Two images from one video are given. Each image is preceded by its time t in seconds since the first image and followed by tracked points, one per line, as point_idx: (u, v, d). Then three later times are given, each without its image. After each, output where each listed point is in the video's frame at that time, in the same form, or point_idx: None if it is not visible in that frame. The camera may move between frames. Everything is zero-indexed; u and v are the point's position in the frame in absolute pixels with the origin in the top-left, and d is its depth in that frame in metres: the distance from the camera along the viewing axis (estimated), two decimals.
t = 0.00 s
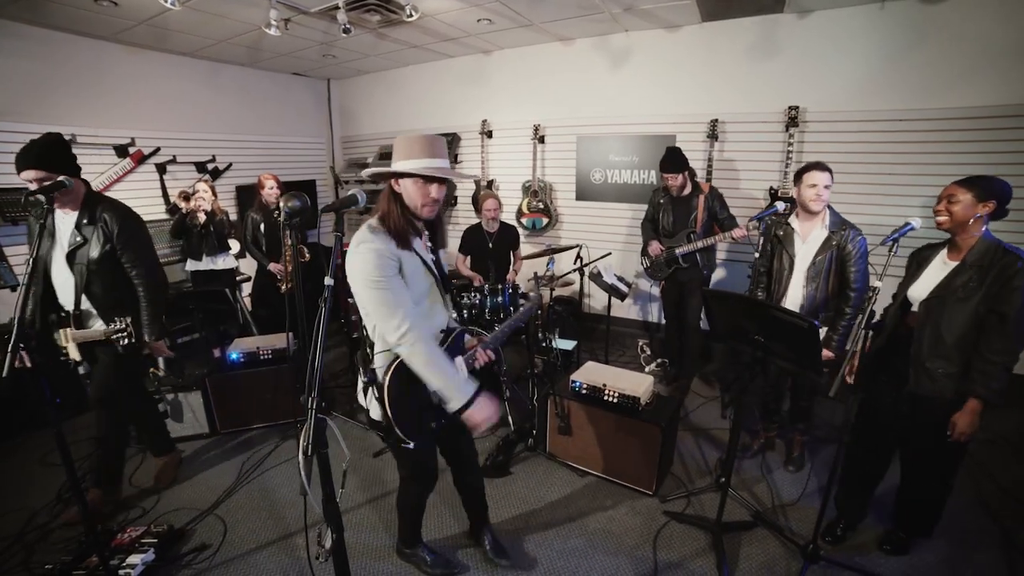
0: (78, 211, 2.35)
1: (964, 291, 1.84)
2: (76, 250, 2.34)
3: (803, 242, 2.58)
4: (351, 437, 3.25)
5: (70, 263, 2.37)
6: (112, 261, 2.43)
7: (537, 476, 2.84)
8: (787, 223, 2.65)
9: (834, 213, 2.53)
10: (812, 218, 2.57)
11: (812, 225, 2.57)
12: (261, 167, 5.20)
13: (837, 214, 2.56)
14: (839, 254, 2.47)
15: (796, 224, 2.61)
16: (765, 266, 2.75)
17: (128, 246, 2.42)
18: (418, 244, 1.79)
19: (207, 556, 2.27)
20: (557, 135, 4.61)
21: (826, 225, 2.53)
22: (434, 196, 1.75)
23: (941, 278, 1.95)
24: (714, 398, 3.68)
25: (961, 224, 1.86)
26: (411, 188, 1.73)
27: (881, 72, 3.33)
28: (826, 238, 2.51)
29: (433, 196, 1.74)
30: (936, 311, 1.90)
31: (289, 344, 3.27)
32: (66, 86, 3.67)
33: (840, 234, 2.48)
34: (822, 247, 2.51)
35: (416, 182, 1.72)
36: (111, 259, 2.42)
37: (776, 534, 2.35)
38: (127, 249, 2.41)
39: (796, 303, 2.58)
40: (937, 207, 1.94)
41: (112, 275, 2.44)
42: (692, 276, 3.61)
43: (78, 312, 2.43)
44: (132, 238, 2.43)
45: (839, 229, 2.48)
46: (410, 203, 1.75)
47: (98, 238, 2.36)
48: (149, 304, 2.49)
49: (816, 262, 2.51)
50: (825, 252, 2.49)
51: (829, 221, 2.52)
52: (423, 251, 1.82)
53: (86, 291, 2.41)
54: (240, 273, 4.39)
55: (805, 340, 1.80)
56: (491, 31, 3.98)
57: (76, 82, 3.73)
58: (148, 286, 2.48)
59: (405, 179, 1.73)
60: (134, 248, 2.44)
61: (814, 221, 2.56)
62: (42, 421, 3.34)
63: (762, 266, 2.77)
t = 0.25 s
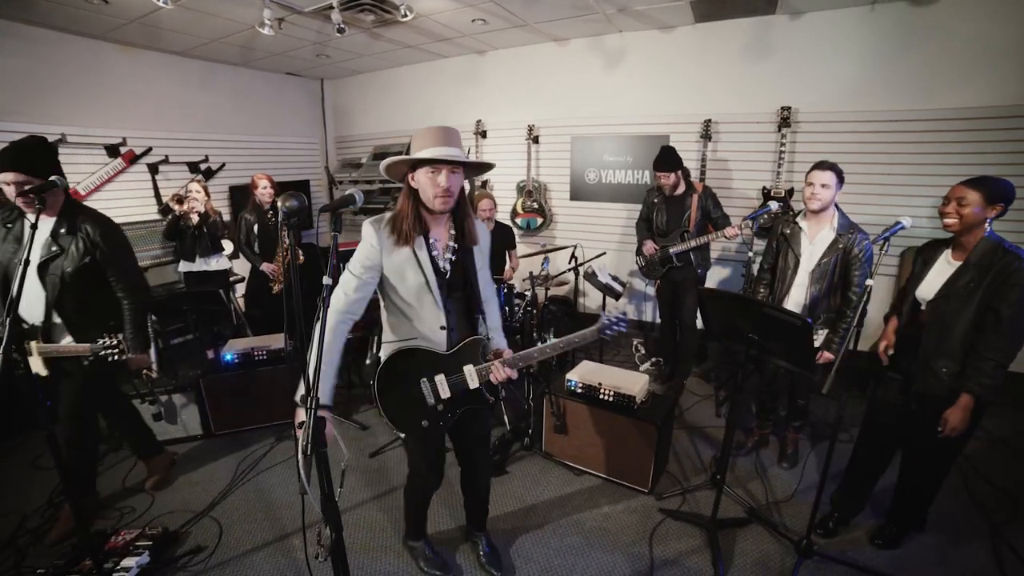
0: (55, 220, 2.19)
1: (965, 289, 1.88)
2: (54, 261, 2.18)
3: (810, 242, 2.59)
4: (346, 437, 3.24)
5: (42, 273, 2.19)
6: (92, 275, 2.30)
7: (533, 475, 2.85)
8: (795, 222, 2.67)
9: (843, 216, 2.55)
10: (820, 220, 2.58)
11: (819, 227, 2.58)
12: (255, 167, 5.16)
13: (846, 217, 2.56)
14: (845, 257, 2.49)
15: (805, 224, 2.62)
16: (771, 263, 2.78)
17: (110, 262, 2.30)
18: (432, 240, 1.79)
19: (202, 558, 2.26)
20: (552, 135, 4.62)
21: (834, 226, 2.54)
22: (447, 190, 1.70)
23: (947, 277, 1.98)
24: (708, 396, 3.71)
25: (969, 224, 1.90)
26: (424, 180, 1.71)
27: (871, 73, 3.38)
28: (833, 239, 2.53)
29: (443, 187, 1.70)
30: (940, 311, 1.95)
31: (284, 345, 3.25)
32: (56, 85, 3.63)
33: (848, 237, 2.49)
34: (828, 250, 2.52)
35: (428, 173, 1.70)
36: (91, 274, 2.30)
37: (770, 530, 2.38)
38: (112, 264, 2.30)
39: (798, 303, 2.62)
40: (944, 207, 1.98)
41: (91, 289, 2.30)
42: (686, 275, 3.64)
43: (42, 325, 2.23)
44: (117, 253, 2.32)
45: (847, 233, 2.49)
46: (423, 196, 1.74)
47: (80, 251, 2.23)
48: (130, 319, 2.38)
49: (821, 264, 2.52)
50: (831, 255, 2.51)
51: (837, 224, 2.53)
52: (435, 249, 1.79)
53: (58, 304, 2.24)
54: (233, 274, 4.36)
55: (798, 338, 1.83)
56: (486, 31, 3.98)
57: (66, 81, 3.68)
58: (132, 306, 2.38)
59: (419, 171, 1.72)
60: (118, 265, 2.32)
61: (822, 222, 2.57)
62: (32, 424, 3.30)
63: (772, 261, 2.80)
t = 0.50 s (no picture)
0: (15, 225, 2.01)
1: (959, 286, 1.94)
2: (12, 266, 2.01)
3: (811, 243, 2.61)
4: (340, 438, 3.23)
5: None
6: (58, 285, 2.13)
7: (528, 474, 2.86)
8: (798, 221, 2.69)
9: (846, 217, 2.58)
10: (823, 221, 2.60)
11: (822, 227, 2.61)
12: (247, 168, 5.13)
13: (848, 220, 2.58)
14: (846, 259, 2.51)
15: (807, 224, 2.65)
16: (771, 262, 2.80)
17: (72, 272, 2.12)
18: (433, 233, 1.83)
19: (196, 561, 2.24)
20: (545, 135, 4.64)
21: (836, 228, 2.57)
22: (444, 180, 1.72)
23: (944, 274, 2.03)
24: (701, 395, 3.74)
25: (967, 222, 1.93)
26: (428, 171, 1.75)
27: (860, 75, 3.43)
28: (835, 240, 2.55)
29: (444, 176, 1.72)
30: (936, 306, 2.00)
31: (278, 346, 3.24)
32: (43, 83, 3.57)
33: (850, 239, 2.51)
34: (829, 251, 2.54)
35: (430, 163, 1.74)
36: (50, 283, 2.10)
37: (764, 526, 2.40)
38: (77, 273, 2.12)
39: (797, 303, 2.65)
40: (947, 204, 2.01)
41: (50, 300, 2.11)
42: (681, 274, 3.67)
43: None
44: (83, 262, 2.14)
45: (848, 235, 2.52)
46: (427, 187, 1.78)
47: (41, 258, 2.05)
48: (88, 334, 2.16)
49: (822, 265, 2.55)
50: (832, 257, 2.53)
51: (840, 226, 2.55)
52: (432, 243, 1.82)
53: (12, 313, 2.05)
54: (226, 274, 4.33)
55: (790, 335, 1.85)
56: (479, 31, 3.99)
57: (54, 79, 3.63)
58: (88, 319, 2.15)
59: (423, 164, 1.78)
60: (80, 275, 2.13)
61: (824, 223, 2.60)
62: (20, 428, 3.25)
63: (767, 263, 2.83)
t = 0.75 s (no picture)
0: None
1: (948, 283, 1.97)
2: None
3: (808, 243, 2.65)
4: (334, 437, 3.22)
5: None
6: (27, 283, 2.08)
7: (523, 472, 2.88)
8: (795, 221, 2.72)
9: (842, 218, 2.60)
10: (820, 221, 2.63)
11: (819, 228, 2.64)
12: (238, 168, 5.09)
13: (844, 221, 2.61)
14: (840, 260, 2.53)
15: (804, 224, 2.69)
16: (766, 261, 2.83)
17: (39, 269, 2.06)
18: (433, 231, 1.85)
19: (190, 563, 2.22)
20: (538, 135, 4.65)
21: (833, 229, 2.60)
22: (443, 179, 1.71)
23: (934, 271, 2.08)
24: (694, 392, 3.77)
25: (957, 221, 1.97)
26: (430, 172, 1.76)
27: (848, 76, 3.48)
28: (831, 241, 2.58)
29: (440, 175, 1.71)
30: (926, 302, 2.05)
31: (272, 347, 3.22)
32: (29, 82, 3.52)
33: (844, 241, 2.53)
34: (825, 251, 2.57)
35: (432, 162, 1.75)
36: (16, 282, 2.04)
37: (756, 520, 2.44)
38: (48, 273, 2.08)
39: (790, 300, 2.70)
40: (940, 202, 2.04)
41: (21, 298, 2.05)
42: (675, 273, 3.69)
43: None
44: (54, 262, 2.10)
45: (844, 238, 2.54)
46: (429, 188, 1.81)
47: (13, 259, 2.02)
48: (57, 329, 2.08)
49: (817, 265, 2.58)
50: (826, 257, 2.56)
51: (836, 227, 2.58)
52: (432, 240, 1.84)
53: None
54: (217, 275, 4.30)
55: (782, 332, 1.88)
56: (472, 31, 4.00)
57: (40, 77, 3.58)
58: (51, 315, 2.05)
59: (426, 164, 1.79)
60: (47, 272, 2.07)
61: (821, 223, 2.63)
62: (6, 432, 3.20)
63: (764, 261, 2.87)
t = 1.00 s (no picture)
0: None
1: (936, 280, 2.02)
2: None
3: (801, 241, 2.68)
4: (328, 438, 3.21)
5: None
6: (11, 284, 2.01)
7: (518, 471, 2.89)
8: (789, 218, 2.74)
9: (833, 217, 2.66)
10: (812, 219, 2.67)
11: (812, 225, 2.67)
12: (229, 168, 5.05)
13: (835, 220, 2.66)
14: (832, 257, 2.57)
15: (798, 221, 2.72)
16: (760, 258, 2.86)
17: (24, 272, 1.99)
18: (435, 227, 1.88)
19: (184, 565, 2.21)
20: (531, 135, 4.67)
21: (825, 227, 2.64)
22: (444, 177, 1.71)
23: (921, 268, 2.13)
24: (687, 390, 3.81)
25: (945, 220, 2.01)
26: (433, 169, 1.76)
27: (836, 77, 3.53)
28: (823, 239, 2.62)
29: (441, 173, 1.71)
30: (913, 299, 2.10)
31: (266, 347, 3.20)
32: (15, 80, 3.47)
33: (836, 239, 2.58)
34: (818, 249, 2.61)
35: (434, 161, 1.75)
36: None
37: (749, 516, 2.47)
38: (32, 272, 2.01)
39: (783, 297, 2.74)
40: (930, 201, 2.08)
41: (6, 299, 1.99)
42: (672, 271, 3.75)
43: None
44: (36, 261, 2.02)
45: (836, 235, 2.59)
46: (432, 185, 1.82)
47: None
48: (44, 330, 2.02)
49: (810, 262, 2.62)
50: (819, 254, 2.60)
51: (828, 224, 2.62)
52: (434, 236, 1.87)
53: None
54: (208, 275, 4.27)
55: (774, 329, 1.91)
56: (465, 31, 4.00)
57: (26, 75, 3.52)
58: (43, 319, 2.01)
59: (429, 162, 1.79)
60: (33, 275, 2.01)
61: (814, 221, 2.67)
62: None
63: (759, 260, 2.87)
